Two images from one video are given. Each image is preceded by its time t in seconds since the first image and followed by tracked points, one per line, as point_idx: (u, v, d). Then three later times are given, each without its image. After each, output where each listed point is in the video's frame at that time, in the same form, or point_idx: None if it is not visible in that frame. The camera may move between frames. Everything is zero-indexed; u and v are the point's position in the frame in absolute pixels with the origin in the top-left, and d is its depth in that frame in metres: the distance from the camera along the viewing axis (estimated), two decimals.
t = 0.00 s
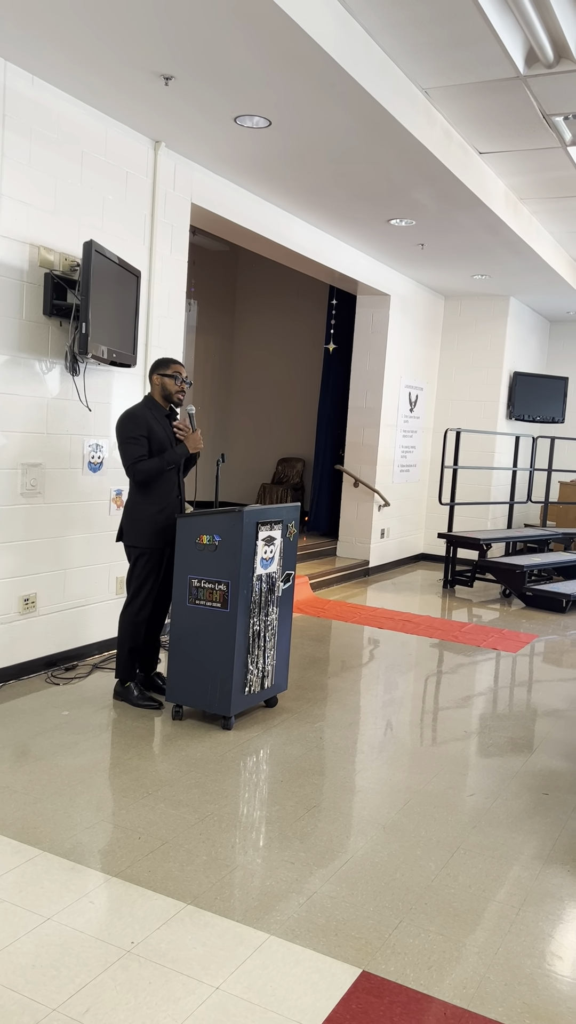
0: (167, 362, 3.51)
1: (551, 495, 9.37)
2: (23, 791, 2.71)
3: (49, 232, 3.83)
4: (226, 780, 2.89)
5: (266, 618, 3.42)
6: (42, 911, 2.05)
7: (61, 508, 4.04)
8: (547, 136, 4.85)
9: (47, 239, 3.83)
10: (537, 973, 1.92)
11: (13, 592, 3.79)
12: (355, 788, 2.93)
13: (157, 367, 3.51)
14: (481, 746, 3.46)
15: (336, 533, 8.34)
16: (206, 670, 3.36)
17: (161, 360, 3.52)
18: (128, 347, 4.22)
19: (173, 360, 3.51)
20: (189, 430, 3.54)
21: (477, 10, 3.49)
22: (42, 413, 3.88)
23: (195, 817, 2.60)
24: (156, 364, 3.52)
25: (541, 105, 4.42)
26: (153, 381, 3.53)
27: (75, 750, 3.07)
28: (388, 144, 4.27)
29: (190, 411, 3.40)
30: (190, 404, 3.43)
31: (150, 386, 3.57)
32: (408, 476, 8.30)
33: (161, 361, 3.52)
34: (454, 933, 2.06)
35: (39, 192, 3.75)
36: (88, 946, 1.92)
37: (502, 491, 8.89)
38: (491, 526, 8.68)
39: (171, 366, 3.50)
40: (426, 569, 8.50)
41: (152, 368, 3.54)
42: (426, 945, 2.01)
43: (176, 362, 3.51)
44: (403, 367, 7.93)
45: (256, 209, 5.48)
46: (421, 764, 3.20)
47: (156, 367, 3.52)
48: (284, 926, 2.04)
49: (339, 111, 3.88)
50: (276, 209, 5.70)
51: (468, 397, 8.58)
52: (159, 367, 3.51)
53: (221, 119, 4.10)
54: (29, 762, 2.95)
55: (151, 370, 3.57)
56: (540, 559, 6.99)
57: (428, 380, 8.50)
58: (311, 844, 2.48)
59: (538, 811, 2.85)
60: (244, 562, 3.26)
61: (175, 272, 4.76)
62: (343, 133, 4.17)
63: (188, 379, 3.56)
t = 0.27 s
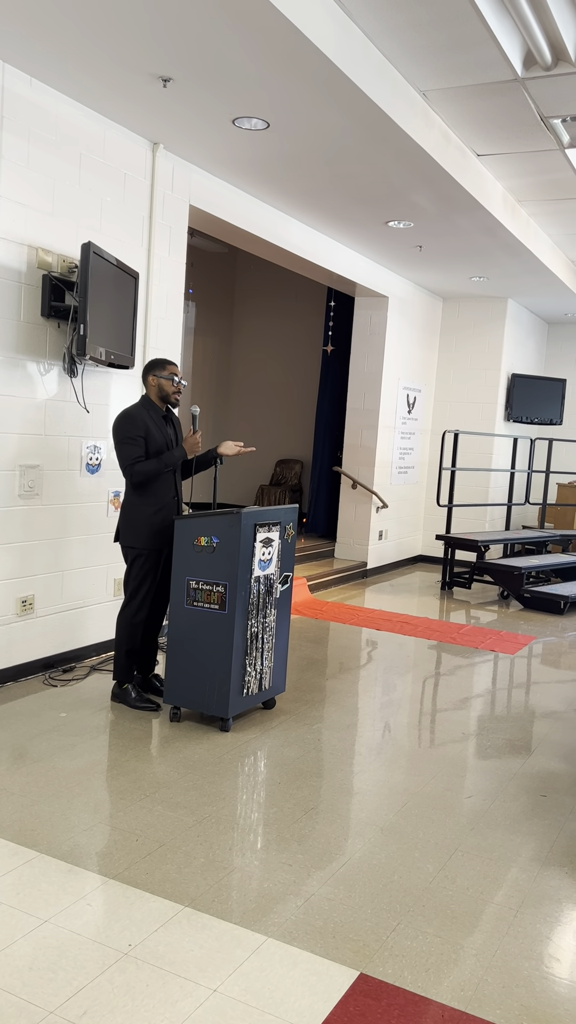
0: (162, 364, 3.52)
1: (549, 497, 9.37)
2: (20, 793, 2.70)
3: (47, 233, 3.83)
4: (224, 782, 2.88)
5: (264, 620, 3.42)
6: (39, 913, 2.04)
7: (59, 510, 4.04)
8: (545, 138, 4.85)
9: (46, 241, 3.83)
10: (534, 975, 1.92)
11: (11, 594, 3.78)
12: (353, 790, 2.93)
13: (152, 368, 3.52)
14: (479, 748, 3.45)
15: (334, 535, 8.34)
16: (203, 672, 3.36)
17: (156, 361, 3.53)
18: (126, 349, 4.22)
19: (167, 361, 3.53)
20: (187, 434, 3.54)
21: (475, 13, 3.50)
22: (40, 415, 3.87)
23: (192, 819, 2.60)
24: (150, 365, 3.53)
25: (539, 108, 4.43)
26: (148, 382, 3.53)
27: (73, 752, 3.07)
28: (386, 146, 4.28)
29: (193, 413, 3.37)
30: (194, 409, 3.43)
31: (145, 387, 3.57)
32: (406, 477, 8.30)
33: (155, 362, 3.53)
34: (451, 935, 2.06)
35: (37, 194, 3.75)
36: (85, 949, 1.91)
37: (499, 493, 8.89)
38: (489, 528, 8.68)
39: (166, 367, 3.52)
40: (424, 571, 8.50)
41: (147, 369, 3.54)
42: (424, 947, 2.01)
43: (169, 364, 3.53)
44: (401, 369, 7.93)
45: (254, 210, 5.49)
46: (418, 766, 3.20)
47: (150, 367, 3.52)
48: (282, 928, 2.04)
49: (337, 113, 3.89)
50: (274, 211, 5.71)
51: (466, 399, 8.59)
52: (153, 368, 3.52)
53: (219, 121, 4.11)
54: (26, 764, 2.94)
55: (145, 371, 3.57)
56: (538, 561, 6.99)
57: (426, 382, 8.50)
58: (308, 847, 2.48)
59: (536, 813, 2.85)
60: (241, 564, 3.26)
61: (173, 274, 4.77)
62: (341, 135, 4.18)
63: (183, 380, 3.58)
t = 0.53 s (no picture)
0: (162, 366, 3.52)
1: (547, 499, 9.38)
2: (18, 794, 2.70)
3: (46, 234, 3.84)
4: (223, 784, 2.88)
5: (263, 621, 3.42)
6: (37, 914, 2.04)
7: (58, 511, 4.04)
8: (543, 140, 4.86)
9: (45, 242, 3.83)
10: (533, 976, 1.92)
11: (9, 595, 3.78)
12: (351, 792, 2.93)
13: (152, 370, 3.52)
14: (477, 749, 3.45)
15: (333, 537, 8.34)
16: (202, 673, 3.36)
17: (155, 363, 3.53)
18: (125, 350, 4.22)
19: (167, 363, 3.54)
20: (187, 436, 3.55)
21: (474, 15, 3.50)
22: (38, 417, 3.87)
23: (190, 820, 2.60)
24: (150, 367, 3.53)
25: (537, 110, 4.44)
26: (148, 384, 3.53)
27: (71, 754, 3.07)
28: (385, 148, 4.28)
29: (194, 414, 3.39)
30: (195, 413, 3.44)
31: (145, 389, 3.57)
32: (404, 479, 8.31)
33: (154, 364, 3.53)
34: (449, 936, 2.06)
35: (36, 196, 3.76)
36: (84, 950, 1.91)
37: (497, 494, 8.90)
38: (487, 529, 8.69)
39: (166, 369, 3.52)
40: (422, 572, 8.51)
41: (146, 371, 3.54)
42: (422, 948, 2.01)
43: (169, 366, 3.54)
44: (400, 370, 7.93)
45: (253, 212, 5.49)
46: (417, 767, 3.20)
47: (150, 369, 3.52)
48: (280, 929, 2.04)
49: (336, 115, 3.89)
50: (273, 212, 5.71)
51: (464, 400, 8.60)
52: (152, 369, 3.52)
53: (218, 123, 4.12)
54: (24, 765, 2.94)
55: (144, 373, 3.57)
56: (536, 562, 7.00)
57: (424, 383, 8.51)
58: (307, 848, 2.48)
59: (534, 814, 2.85)
60: (240, 565, 3.26)
61: (172, 276, 4.77)
62: (339, 137, 4.19)
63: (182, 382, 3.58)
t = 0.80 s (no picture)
0: (162, 368, 3.51)
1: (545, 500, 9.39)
2: (17, 796, 2.70)
3: (45, 235, 3.84)
4: (221, 785, 2.88)
5: (261, 622, 3.42)
6: (36, 916, 2.04)
7: (56, 512, 4.04)
8: (541, 142, 4.87)
9: (44, 243, 3.83)
10: (531, 978, 1.92)
11: (8, 596, 3.78)
12: (350, 793, 2.93)
13: (152, 372, 3.51)
14: (475, 751, 3.46)
15: (331, 538, 8.35)
16: (201, 674, 3.36)
17: (155, 365, 3.52)
18: (124, 351, 4.22)
19: (168, 366, 3.53)
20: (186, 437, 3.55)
21: (472, 18, 3.51)
22: (37, 418, 3.87)
23: (189, 822, 2.59)
24: (150, 369, 3.52)
25: (536, 113, 4.44)
26: (148, 386, 3.53)
27: (70, 755, 3.07)
28: (384, 149, 4.29)
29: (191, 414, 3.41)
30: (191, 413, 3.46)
31: (145, 391, 3.57)
32: (403, 480, 8.31)
33: (155, 365, 3.53)
34: (448, 938, 2.06)
35: (35, 197, 3.76)
36: (83, 951, 1.91)
37: (496, 496, 8.90)
38: (485, 531, 8.69)
39: (166, 372, 3.51)
40: (420, 573, 8.51)
41: (146, 372, 3.53)
42: (420, 949, 2.01)
43: (170, 367, 3.52)
44: (398, 372, 7.94)
45: (251, 213, 5.49)
46: (415, 769, 3.20)
47: (150, 370, 3.52)
48: (279, 930, 2.04)
49: (334, 117, 3.90)
50: (272, 214, 5.72)
51: (463, 402, 8.60)
52: (152, 370, 3.52)
53: (217, 125, 4.12)
54: (23, 767, 2.94)
55: (144, 375, 3.56)
56: (535, 564, 7.00)
57: (423, 385, 8.52)
58: (305, 849, 2.48)
59: (532, 815, 2.85)
60: (239, 566, 3.26)
61: (171, 277, 4.77)
62: (338, 139, 4.19)
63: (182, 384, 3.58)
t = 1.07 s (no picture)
0: (162, 370, 3.51)
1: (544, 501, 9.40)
2: (15, 797, 2.70)
3: (45, 235, 3.84)
4: (220, 786, 2.88)
5: (260, 623, 3.42)
6: (34, 917, 2.04)
7: (55, 513, 4.04)
8: (540, 144, 4.87)
9: (43, 244, 3.84)
10: (530, 979, 1.92)
11: (6, 597, 3.78)
12: (348, 794, 2.93)
13: (152, 373, 3.50)
14: (474, 752, 3.46)
15: (330, 539, 8.35)
16: (199, 675, 3.36)
17: (155, 367, 3.51)
18: (123, 352, 4.22)
19: (167, 367, 3.51)
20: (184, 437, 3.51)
21: (471, 19, 3.51)
22: (36, 419, 3.87)
23: (187, 823, 2.59)
24: (149, 371, 3.50)
25: (535, 114, 4.44)
26: (148, 388, 3.52)
27: (68, 756, 3.06)
28: (382, 150, 4.29)
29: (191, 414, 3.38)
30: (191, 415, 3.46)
31: (144, 393, 3.56)
32: (402, 482, 8.31)
33: (154, 367, 3.51)
34: (446, 939, 2.06)
35: (34, 198, 3.76)
36: (81, 952, 1.91)
37: (495, 497, 8.91)
38: (484, 532, 8.70)
39: (167, 374, 3.51)
40: (419, 575, 8.51)
41: (145, 374, 3.52)
42: (419, 951, 2.01)
43: (170, 369, 3.52)
44: (397, 373, 7.94)
45: (250, 215, 5.50)
46: (414, 770, 3.20)
47: (149, 373, 3.51)
48: (277, 931, 2.04)
49: (333, 118, 3.90)
50: (271, 215, 5.72)
51: (461, 403, 8.61)
52: (151, 372, 3.50)
53: (216, 126, 4.12)
54: (21, 768, 2.93)
55: (143, 376, 3.55)
56: (534, 565, 7.00)
57: (422, 386, 8.52)
58: (304, 851, 2.48)
59: (531, 817, 2.85)
60: (238, 567, 3.26)
61: (170, 278, 4.77)
62: (336, 140, 4.19)
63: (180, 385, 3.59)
